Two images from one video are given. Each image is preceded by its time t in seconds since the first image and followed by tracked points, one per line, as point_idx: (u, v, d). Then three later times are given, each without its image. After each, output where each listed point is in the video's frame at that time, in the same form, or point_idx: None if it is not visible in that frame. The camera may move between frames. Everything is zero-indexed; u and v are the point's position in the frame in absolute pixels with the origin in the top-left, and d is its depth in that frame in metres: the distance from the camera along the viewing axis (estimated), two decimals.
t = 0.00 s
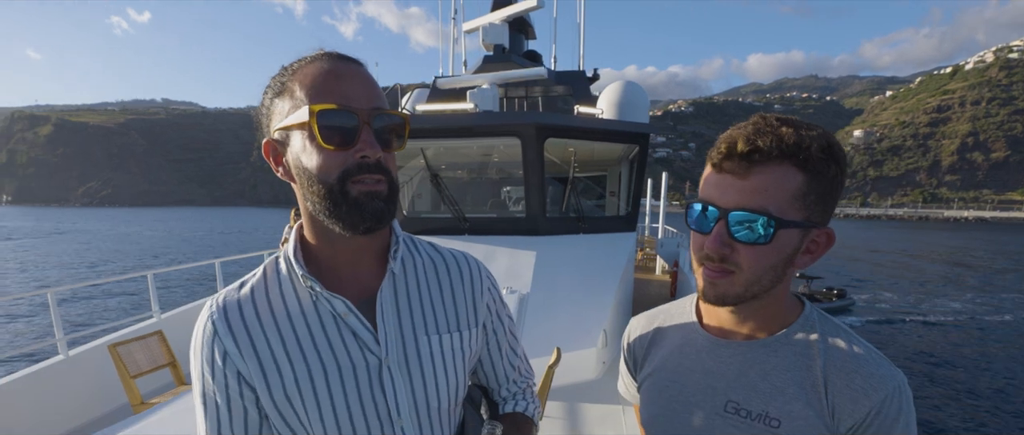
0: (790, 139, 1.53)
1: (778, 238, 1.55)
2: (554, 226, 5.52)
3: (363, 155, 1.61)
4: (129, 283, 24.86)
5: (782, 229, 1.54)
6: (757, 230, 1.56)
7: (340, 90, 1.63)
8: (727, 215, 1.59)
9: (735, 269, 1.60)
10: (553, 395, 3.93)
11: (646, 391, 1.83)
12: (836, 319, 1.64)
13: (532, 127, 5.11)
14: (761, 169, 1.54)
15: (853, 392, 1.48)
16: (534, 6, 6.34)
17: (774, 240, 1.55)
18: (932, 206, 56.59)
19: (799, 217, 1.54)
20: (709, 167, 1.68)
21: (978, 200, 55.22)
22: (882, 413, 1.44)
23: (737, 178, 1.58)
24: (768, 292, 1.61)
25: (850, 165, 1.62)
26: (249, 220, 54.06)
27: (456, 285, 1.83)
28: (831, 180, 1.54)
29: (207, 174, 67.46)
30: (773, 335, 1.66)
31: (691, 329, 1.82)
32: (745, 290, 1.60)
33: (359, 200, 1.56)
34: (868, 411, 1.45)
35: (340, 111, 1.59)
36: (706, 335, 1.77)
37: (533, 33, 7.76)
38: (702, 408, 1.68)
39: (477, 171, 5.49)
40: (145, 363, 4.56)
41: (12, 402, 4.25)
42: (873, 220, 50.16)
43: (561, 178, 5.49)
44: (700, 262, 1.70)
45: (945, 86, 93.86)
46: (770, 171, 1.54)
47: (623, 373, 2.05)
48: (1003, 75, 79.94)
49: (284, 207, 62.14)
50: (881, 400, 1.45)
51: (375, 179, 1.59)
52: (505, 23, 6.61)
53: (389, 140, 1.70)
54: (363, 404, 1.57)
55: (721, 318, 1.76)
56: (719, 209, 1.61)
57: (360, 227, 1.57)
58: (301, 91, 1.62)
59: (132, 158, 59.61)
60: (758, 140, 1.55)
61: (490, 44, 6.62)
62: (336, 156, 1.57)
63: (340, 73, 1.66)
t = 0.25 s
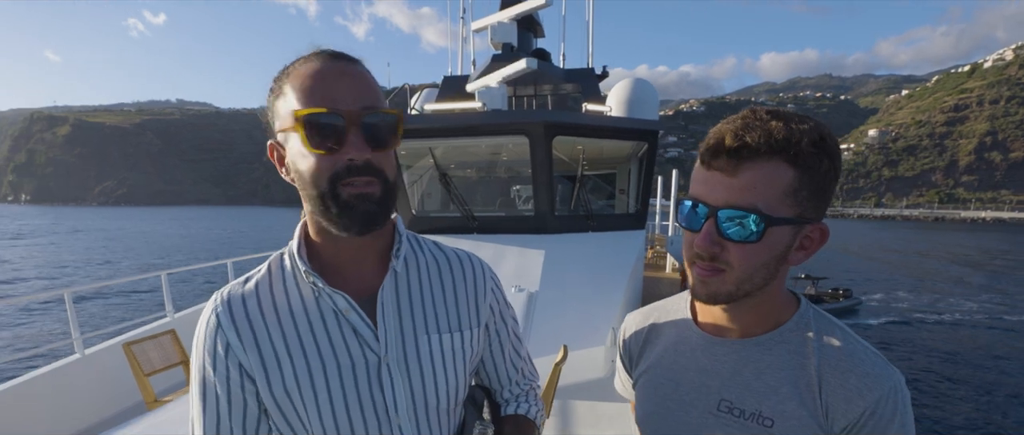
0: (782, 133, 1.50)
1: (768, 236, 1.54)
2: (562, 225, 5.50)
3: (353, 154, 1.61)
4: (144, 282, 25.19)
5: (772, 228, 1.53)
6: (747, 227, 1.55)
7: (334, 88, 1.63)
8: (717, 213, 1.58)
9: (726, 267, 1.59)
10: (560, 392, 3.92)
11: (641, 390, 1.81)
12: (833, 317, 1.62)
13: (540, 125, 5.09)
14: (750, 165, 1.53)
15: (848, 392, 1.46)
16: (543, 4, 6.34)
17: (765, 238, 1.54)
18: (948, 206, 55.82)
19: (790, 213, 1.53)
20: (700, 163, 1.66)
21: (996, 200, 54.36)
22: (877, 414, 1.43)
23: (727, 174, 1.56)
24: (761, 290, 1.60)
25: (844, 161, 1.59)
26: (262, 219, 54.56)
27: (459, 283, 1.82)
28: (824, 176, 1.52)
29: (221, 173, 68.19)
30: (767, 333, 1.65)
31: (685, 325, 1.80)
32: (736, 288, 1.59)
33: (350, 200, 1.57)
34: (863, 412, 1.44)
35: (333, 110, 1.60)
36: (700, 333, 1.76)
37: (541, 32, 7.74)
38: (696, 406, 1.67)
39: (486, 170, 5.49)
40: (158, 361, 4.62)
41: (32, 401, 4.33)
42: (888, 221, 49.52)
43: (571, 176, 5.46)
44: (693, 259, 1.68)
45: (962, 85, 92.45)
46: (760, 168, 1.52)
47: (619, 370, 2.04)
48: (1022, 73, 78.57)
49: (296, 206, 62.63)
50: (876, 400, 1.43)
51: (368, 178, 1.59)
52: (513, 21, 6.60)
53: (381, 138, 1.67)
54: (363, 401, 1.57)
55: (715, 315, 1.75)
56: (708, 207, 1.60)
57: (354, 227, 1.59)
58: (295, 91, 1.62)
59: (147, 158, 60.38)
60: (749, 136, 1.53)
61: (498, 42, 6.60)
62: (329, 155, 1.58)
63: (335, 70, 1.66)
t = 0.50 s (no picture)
0: (776, 133, 1.49)
1: (762, 238, 1.53)
2: (567, 224, 5.50)
3: (333, 156, 1.59)
4: (154, 281, 25.45)
5: (767, 229, 1.52)
6: (743, 227, 1.54)
7: (322, 88, 1.61)
8: (711, 215, 1.57)
9: (721, 269, 1.58)
10: (565, 391, 3.94)
11: (639, 389, 1.81)
12: (832, 316, 1.62)
13: (545, 124, 5.09)
14: (744, 166, 1.51)
15: (846, 391, 1.46)
16: (549, 3, 6.34)
17: (759, 239, 1.53)
18: (957, 206, 55.38)
19: (786, 213, 1.52)
20: (696, 164, 1.65)
21: (1007, 200, 53.81)
22: (873, 412, 1.43)
23: (719, 177, 1.56)
24: (756, 291, 1.59)
25: (841, 160, 1.58)
26: (270, 219, 54.86)
27: (463, 285, 1.81)
28: (818, 174, 1.51)
29: (228, 173, 68.66)
30: (766, 332, 1.64)
31: (684, 325, 1.80)
32: (731, 289, 1.58)
33: (333, 202, 1.57)
34: (860, 412, 1.43)
35: (322, 111, 1.59)
36: (698, 332, 1.75)
37: (545, 31, 7.74)
38: (693, 406, 1.66)
39: (491, 169, 5.50)
40: (168, 361, 4.66)
41: (45, 400, 4.38)
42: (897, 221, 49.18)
43: (576, 175, 5.46)
44: (688, 261, 1.67)
45: (973, 85, 91.68)
46: (755, 168, 1.50)
47: (618, 369, 2.03)
48: None
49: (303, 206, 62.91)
50: (874, 397, 1.43)
51: (345, 182, 1.58)
52: (519, 20, 6.60)
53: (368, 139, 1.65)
54: (363, 398, 1.58)
55: (712, 315, 1.74)
56: (703, 209, 1.59)
57: (341, 229, 1.60)
58: (283, 96, 1.62)
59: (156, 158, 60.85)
60: (743, 137, 1.51)
61: (503, 42, 6.60)
62: (318, 156, 1.57)
63: (325, 74, 1.65)
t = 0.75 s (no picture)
0: (781, 129, 1.49)
1: (768, 234, 1.53)
2: (570, 223, 5.50)
3: (330, 151, 1.58)
4: (158, 281, 25.51)
5: (773, 226, 1.52)
6: (749, 224, 1.54)
7: (323, 83, 1.62)
8: (717, 211, 1.56)
9: (727, 265, 1.58)
10: (569, 390, 3.94)
11: (642, 386, 1.81)
12: (838, 314, 1.61)
13: (548, 123, 5.08)
14: (750, 162, 1.51)
15: (852, 387, 1.46)
16: (551, 3, 6.34)
17: (765, 236, 1.53)
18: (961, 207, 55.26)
19: (791, 210, 1.52)
20: (700, 161, 1.64)
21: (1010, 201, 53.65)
22: (880, 408, 1.42)
23: (724, 173, 1.55)
24: (762, 287, 1.59)
25: (847, 156, 1.58)
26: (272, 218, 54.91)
27: (469, 289, 1.80)
28: (824, 169, 1.51)
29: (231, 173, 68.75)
30: (769, 329, 1.64)
31: (688, 322, 1.79)
32: (738, 286, 1.57)
33: (331, 201, 1.57)
34: (865, 407, 1.43)
35: (322, 105, 1.59)
36: (702, 329, 1.75)
37: (547, 30, 7.74)
38: (697, 403, 1.66)
39: (494, 169, 5.50)
40: (174, 361, 4.67)
41: (53, 400, 4.39)
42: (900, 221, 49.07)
43: (578, 174, 5.46)
44: (695, 258, 1.66)
45: (977, 85, 91.35)
46: (763, 163, 1.49)
47: (621, 368, 2.03)
48: None
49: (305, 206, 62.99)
50: (878, 394, 1.43)
51: (343, 177, 1.57)
52: (520, 20, 6.60)
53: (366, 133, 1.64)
54: (363, 398, 1.58)
55: (717, 313, 1.74)
56: (708, 206, 1.58)
57: (341, 226, 1.61)
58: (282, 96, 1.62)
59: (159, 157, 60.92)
60: (748, 132, 1.51)
61: (506, 42, 6.60)
62: (327, 148, 1.57)
63: (335, 68, 1.66)
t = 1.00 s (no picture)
0: (795, 122, 1.48)
1: (781, 230, 1.53)
2: (573, 223, 5.48)
3: (357, 136, 1.64)
4: (159, 282, 25.44)
5: (784, 222, 1.52)
6: (761, 221, 1.54)
7: (348, 72, 1.70)
8: (728, 205, 1.56)
9: (738, 263, 1.58)
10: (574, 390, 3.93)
11: (653, 385, 1.80)
12: (855, 313, 1.60)
13: (551, 123, 5.07)
14: (763, 157, 1.51)
15: (869, 390, 1.45)
16: (553, 3, 6.32)
17: (777, 233, 1.53)
18: (962, 207, 55.21)
19: (805, 206, 1.52)
20: (712, 158, 1.64)
21: (1012, 201, 53.62)
22: (898, 409, 1.41)
23: (737, 167, 1.56)
24: (775, 285, 1.59)
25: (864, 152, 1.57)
26: (273, 218, 54.88)
27: (475, 289, 1.79)
28: (841, 164, 1.49)
29: (231, 172, 68.69)
30: (784, 328, 1.63)
31: (700, 322, 1.78)
32: (749, 282, 1.58)
33: (351, 187, 1.59)
34: (883, 409, 1.42)
35: (344, 93, 1.66)
36: (715, 331, 1.73)
37: (550, 30, 7.72)
38: (708, 407, 1.65)
39: (497, 169, 5.49)
40: (178, 362, 4.67)
41: (58, 402, 4.39)
42: (901, 221, 49.02)
43: (581, 174, 5.45)
44: (707, 255, 1.66)
45: (978, 85, 91.55)
46: (776, 155, 1.50)
47: (630, 368, 2.02)
48: None
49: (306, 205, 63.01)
50: (896, 397, 1.41)
51: (367, 164, 1.62)
52: (522, 20, 6.60)
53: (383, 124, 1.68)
54: (367, 403, 1.57)
55: (729, 313, 1.73)
56: (721, 201, 1.58)
57: (355, 217, 1.62)
58: (308, 82, 1.69)
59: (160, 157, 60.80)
60: (760, 127, 1.51)
61: (508, 42, 6.59)
62: (349, 136, 1.63)
63: (349, 57, 1.73)
